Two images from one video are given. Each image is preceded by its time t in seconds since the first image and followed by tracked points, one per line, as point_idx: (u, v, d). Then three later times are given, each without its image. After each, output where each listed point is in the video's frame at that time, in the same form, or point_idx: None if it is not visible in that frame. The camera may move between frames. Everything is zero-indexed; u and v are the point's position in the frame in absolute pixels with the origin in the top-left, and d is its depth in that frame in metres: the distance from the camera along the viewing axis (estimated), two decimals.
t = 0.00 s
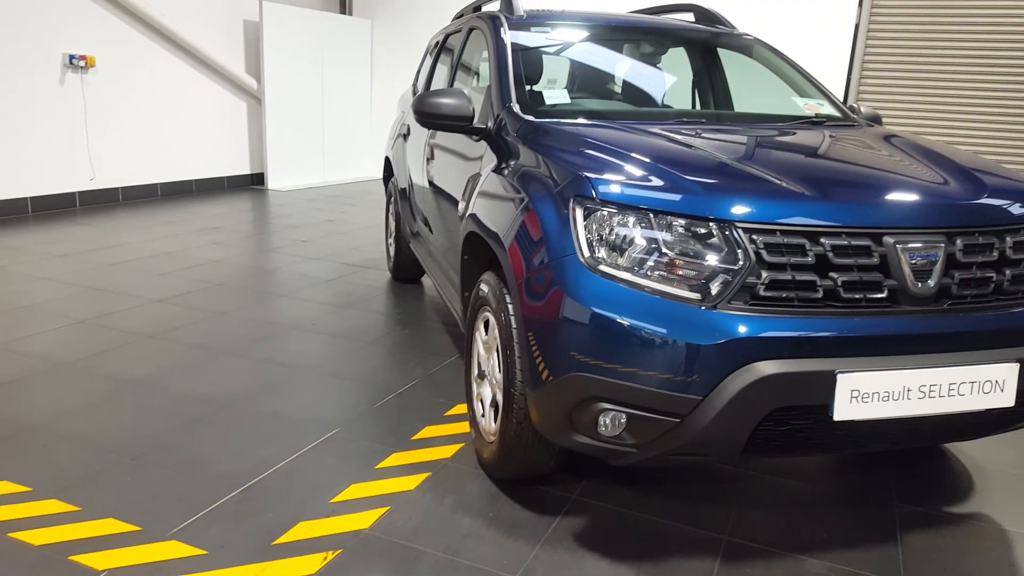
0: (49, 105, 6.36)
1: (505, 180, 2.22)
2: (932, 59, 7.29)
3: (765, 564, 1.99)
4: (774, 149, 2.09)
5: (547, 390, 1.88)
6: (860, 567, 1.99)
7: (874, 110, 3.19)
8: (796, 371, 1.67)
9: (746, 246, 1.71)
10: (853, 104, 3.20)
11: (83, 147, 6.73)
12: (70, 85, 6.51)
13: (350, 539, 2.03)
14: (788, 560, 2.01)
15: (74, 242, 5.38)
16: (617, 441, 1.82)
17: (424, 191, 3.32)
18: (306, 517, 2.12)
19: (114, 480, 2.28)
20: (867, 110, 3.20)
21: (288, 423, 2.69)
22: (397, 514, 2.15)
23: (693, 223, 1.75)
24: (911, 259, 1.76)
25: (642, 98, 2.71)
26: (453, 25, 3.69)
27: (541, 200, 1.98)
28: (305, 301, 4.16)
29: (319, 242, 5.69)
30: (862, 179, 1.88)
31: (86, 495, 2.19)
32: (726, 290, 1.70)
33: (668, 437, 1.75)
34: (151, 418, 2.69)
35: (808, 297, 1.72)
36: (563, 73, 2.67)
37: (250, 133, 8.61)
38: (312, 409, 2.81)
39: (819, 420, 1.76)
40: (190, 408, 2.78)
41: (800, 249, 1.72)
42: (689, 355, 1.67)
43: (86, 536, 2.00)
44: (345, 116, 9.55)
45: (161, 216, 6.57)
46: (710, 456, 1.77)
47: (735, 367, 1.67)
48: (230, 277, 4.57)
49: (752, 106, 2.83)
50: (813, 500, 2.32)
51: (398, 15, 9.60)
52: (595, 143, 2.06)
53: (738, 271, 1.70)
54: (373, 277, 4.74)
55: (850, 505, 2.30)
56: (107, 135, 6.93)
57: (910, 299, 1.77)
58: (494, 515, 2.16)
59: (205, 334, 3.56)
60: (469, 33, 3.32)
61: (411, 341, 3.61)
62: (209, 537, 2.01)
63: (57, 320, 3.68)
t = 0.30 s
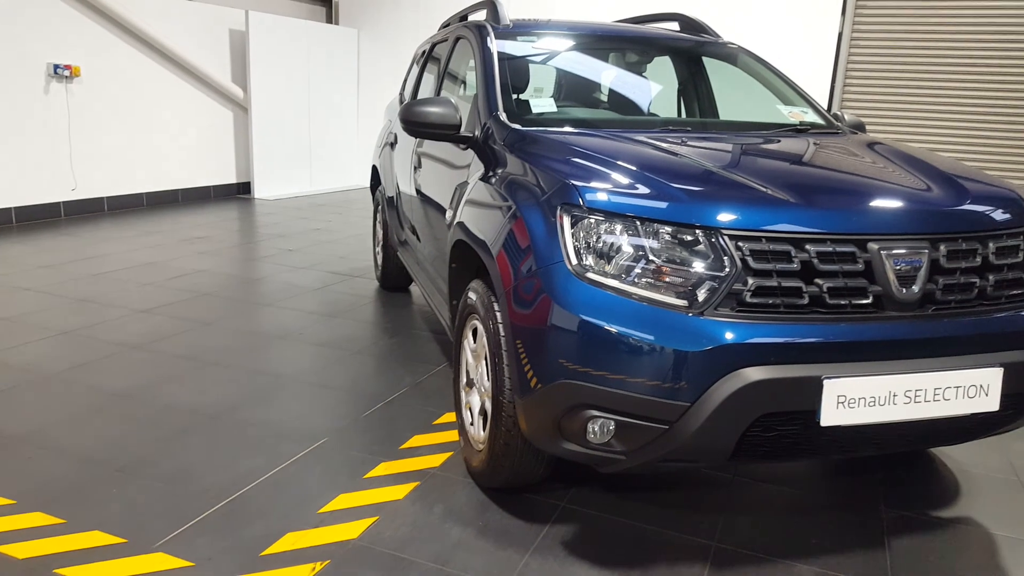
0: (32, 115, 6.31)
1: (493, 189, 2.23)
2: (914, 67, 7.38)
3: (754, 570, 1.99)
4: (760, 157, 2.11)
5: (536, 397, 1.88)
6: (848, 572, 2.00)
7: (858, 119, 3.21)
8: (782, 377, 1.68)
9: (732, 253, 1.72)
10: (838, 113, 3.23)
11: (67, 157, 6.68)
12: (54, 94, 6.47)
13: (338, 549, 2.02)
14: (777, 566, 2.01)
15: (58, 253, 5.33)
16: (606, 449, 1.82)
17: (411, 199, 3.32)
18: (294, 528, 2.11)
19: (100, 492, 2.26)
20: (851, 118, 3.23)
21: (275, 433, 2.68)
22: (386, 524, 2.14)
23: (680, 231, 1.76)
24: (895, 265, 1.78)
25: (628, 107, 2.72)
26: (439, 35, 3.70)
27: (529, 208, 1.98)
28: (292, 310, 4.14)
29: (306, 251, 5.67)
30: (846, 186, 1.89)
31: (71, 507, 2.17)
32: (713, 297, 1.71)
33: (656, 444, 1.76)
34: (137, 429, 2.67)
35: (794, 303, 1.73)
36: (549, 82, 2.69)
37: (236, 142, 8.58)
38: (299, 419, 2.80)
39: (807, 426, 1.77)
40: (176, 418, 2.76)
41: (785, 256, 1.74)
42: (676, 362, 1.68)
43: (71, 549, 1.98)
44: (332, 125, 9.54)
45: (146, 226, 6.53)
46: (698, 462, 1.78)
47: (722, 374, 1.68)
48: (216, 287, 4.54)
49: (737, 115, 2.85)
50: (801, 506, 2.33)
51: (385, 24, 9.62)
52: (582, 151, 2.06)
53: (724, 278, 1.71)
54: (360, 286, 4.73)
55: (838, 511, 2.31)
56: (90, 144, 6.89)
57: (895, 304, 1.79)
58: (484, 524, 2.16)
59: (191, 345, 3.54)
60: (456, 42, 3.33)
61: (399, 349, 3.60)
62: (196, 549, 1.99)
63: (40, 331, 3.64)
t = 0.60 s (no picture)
0: (17, 124, 6.27)
1: (480, 196, 2.23)
2: (897, 74, 7.47)
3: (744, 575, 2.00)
4: (745, 163, 2.13)
5: (525, 404, 1.88)
6: None
7: (841, 125, 3.24)
8: (770, 381, 1.69)
9: (719, 259, 1.73)
10: (822, 119, 3.26)
11: (51, 167, 6.64)
12: (38, 103, 6.43)
13: (327, 559, 2.01)
14: (767, 571, 2.02)
15: (42, 262, 5.29)
16: (596, 455, 1.83)
17: (399, 207, 3.32)
18: (283, 538, 2.09)
19: (86, 503, 2.23)
20: (835, 124, 3.25)
21: (263, 442, 2.66)
22: (375, 533, 2.13)
23: (667, 237, 1.77)
24: (880, 269, 1.79)
25: (614, 114, 2.73)
26: (426, 43, 3.71)
27: (516, 215, 1.99)
28: (280, 319, 4.12)
29: (293, 259, 5.65)
30: (831, 192, 1.91)
31: (56, 520, 2.14)
32: (700, 302, 1.72)
33: (645, 449, 1.76)
34: (124, 440, 2.65)
35: (781, 308, 1.74)
36: (536, 88, 2.70)
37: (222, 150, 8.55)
38: (288, 428, 2.78)
39: (794, 431, 1.78)
40: (163, 429, 2.74)
41: (772, 261, 1.75)
42: (664, 367, 1.69)
43: (57, 561, 1.96)
44: (319, 133, 9.52)
45: (132, 235, 6.49)
46: (687, 468, 1.78)
47: (710, 379, 1.68)
48: (203, 296, 4.52)
49: (722, 121, 2.87)
50: (789, 510, 2.34)
51: (372, 32, 9.63)
52: (569, 158, 2.07)
53: (711, 283, 1.72)
54: (348, 294, 4.71)
55: (827, 514, 2.32)
56: (75, 154, 6.85)
57: (880, 309, 1.80)
58: (474, 532, 2.15)
59: (178, 354, 3.52)
60: (442, 50, 3.33)
61: (388, 357, 3.59)
62: (184, 560, 1.97)
63: (25, 342, 3.61)
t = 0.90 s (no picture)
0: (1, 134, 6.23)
1: (468, 203, 2.23)
2: (880, 79, 7.55)
3: None
4: (732, 168, 2.14)
5: (515, 410, 1.88)
6: None
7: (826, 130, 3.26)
8: (758, 385, 1.70)
9: (706, 263, 1.74)
10: (807, 123, 3.28)
11: (37, 176, 6.59)
12: (23, 113, 6.39)
13: (318, 568, 1.99)
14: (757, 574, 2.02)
15: (28, 273, 5.24)
16: (586, 460, 1.83)
17: (387, 214, 3.32)
18: (273, 548, 2.08)
19: (73, 515, 2.21)
20: (820, 128, 3.28)
21: (252, 452, 2.65)
22: (365, 542, 2.12)
23: (654, 242, 1.77)
24: (866, 272, 1.81)
25: (602, 120, 2.74)
26: (412, 50, 3.71)
27: (504, 221, 1.99)
28: (268, 327, 4.11)
29: (281, 267, 5.63)
30: (817, 196, 1.92)
31: (42, 532, 2.12)
32: (688, 307, 1.72)
33: (635, 454, 1.76)
34: (111, 450, 2.63)
35: (768, 312, 1.75)
36: (522, 96, 2.71)
37: (209, 159, 8.52)
38: (277, 437, 2.77)
39: (783, 434, 1.78)
40: (150, 439, 2.72)
41: (758, 265, 1.76)
42: (653, 372, 1.69)
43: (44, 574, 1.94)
44: (306, 140, 9.51)
45: (118, 244, 6.45)
46: (677, 472, 1.79)
47: (699, 383, 1.69)
48: (190, 305, 4.49)
49: (709, 127, 2.89)
50: (779, 513, 2.34)
51: (358, 40, 9.63)
52: (556, 165, 2.08)
53: (699, 288, 1.73)
54: (337, 301, 4.70)
55: (816, 517, 2.33)
56: (61, 163, 6.81)
57: (867, 312, 1.82)
58: (464, 539, 2.14)
59: (166, 364, 3.49)
60: (429, 58, 3.34)
61: (377, 365, 3.58)
62: (172, 571, 1.96)
63: (10, 352, 3.57)
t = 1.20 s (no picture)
0: None
1: (458, 207, 2.23)
2: (866, 83, 7.61)
3: None
4: (720, 172, 2.15)
5: (505, 414, 1.88)
6: None
7: (813, 135, 3.28)
8: (747, 388, 1.70)
9: (695, 267, 1.74)
10: (795, 127, 3.30)
11: (25, 182, 6.55)
12: (11, 119, 6.35)
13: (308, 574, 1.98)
14: None
15: (16, 279, 5.20)
16: (576, 464, 1.83)
17: (376, 218, 3.31)
18: (263, 554, 2.07)
19: (61, 522, 2.19)
20: (807, 132, 3.29)
21: (241, 458, 2.63)
22: (356, 547, 2.12)
23: (644, 246, 1.78)
24: (854, 275, 1.82)
25: (590, 124, 2.75)
26: (401, 55, 3.71)
27: (494, 226, 1.99)
28: (258, 332, 4.09)
29: (270, 272, 5.61)
30: (805, 200, 1.94)
31: (30, 539, 2.10)
32: (678, 310, 1.73)
33: (626, 458, 1.77)
34: (99, 457, 2.61)
35: (757, 315, 1.76)
36: (512, 100, 2.71)
37: (198, 164, 8.49)
38: (266, 443, 2.76)
39: (772, 437, 1.79)
40: (139, 445, 2.71)
41: (747, 269, 1.76)
42: (643, 375, 1.69)
43: None
44: (296, 145, 9.49)
45: (107, 250, 6.41)
46: (668, 475, 1.79)
47: (689, 386, 1.69)
48: (179, 311, 4.47)
49: (697, 131, 2.90)
50: (769, 515, 2.35)
51: (347, 45, 9.63)
52: (546, 169, 2.08)
53: (688, 291, 1.73)
54: (327, 306, 4.69)
55: (806, 519, 2.34)
56: (50, 169, 6.77)
57: (855, 315, 1.83)
58: (456, 544, 2.14)
59: (155, 370, 3.47)
60: (418, 63, 3.34)
61: (367, 370, 3.57)
62: None
63: None
